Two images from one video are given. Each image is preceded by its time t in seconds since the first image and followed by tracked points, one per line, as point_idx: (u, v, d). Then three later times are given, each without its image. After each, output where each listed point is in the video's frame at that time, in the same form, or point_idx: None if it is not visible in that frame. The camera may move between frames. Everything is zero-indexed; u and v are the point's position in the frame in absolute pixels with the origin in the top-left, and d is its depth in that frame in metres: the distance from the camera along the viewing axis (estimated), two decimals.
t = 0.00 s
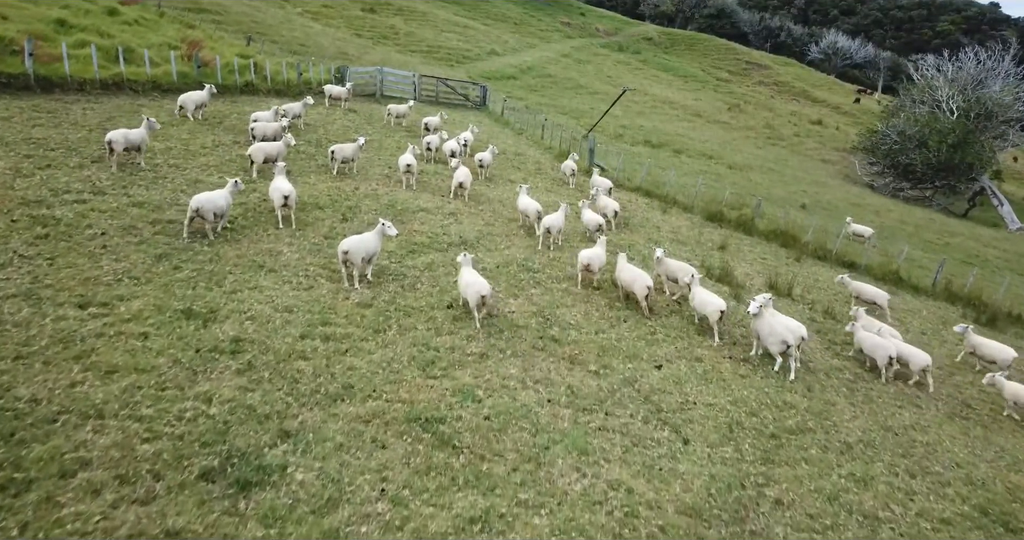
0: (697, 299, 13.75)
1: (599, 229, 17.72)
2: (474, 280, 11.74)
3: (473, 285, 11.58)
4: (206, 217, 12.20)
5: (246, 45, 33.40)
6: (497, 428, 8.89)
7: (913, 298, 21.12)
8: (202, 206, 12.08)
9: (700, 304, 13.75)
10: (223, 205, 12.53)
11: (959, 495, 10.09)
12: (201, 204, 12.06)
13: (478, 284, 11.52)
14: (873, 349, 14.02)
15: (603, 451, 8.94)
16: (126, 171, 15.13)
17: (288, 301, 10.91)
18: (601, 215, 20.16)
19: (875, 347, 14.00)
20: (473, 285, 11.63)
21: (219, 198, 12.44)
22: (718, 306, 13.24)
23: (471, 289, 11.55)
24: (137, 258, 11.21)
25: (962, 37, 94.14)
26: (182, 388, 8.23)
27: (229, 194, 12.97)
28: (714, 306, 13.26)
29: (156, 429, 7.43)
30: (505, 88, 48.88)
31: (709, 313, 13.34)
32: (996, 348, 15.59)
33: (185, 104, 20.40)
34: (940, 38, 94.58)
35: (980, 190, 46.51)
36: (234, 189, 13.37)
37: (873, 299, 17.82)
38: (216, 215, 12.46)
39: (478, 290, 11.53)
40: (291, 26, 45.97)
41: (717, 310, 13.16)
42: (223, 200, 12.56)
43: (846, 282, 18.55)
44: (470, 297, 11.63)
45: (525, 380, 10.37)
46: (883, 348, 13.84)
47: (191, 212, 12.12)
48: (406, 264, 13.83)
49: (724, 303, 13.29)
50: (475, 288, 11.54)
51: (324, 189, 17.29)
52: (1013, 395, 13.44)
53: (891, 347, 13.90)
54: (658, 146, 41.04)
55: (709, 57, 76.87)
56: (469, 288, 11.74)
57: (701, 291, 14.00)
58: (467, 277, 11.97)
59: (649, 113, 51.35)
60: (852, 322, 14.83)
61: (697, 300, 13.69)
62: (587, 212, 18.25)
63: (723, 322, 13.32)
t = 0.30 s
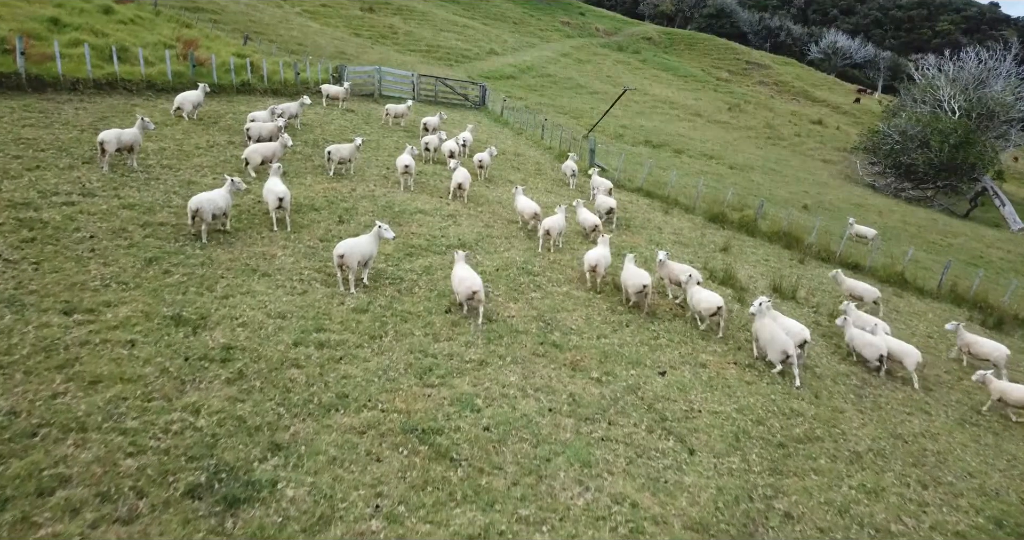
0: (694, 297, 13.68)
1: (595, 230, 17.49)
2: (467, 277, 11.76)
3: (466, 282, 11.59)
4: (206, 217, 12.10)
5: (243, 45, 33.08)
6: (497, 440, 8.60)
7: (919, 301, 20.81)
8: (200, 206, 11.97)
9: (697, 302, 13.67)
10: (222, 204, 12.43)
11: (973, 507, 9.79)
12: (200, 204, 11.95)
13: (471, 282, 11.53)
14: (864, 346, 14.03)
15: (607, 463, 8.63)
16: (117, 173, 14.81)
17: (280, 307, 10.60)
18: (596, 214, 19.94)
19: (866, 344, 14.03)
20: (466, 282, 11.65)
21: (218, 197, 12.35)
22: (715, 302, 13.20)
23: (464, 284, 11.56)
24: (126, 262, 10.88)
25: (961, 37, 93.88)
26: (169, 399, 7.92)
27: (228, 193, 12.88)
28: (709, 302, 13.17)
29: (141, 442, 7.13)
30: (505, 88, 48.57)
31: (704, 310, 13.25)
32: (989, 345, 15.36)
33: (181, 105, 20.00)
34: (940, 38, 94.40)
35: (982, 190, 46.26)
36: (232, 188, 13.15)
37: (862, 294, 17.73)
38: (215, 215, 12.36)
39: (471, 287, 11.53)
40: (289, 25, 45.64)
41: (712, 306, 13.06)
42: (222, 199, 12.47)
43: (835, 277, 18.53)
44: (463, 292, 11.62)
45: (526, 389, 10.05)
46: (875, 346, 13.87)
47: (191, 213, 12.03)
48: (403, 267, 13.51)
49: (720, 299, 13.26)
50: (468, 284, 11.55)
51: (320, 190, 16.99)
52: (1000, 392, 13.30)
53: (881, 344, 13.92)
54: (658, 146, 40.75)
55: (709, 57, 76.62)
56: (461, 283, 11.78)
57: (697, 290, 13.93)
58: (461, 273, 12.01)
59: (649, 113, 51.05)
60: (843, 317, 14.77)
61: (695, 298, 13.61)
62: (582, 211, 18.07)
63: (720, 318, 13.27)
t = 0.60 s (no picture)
0: (690, 297, 13.65)
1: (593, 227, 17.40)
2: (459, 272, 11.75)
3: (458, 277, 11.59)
4: (201, 219, 11.83)
5: (241, 44, 32.78)
6: (496, 451, 8.30)
7: (924, 303, 20.52)
8: (190, 209, 11.69)
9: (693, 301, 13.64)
10: (217, 205, 12.11)
11: (987, 519, 9.50)
12: (191, 206, 11.66)
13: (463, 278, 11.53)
14: (853, 339, 14.27)
15: (610, 475, 8.34)
16: (108, 174, 14.49)
17: (274, 312, 10.30)
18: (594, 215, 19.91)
19: (855, 338, 14.25)
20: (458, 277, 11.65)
21: (213, 199, 12.04)
22: (712, 303, 13.14)
23: (456, 280, 11.54)
24: (115, 266, 10.58)
25: (961, 38, 93.71)
26: (156, 410, 7.62)
27: (223, 194, 12.62)
28: (706, 303, 13.14)
29: (125, 457, 6.82)
30: (504, 87, 48.28)
31: (701, 309, 13.23)
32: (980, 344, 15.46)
33: (176, 105, 19.70)
34: (940, 38, 94.19)
35: (984, 190, 46.01)
36: (230, 189, 12.88)
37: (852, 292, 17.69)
38: (209, 216, 12.08)
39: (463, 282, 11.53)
40: (287, 24, 45.33)
41: (709, 306, 13.06)
42: (217, 200, 12.16)
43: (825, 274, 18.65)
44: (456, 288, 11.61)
45: (527, 396, 9.76)
46: (863, 338, 14.08)
47: (185, 215, 11.76)
48: (401, 270, 13.22)
49: (717, 300, 13.19)
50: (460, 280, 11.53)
51: (317, 191, 16.70)
52: (991, 390, 13.25)
53: (871, 338, 14.11)
54: (659, 146, 40.46)
55: (710, 56, 76.37)
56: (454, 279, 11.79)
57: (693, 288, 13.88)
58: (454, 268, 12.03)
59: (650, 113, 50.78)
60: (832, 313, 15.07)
61: (690, 298, 13.57)
62: (577, 209, 18.03)
63: (718, 318, 13.21)
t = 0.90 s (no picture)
0: (688, 297, 13.40)
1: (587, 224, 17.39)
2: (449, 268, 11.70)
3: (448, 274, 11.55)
4: (193, 222, 11.53)
5: (238, 43, 32.51)
6: (496, 464, 8.00)
7: (929, 306, 20.21)
8: (183, 212, 11.39)
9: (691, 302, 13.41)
10: (210, 208, 11.82)
11: (1003, 532, 9.21)
12: (184, 209, 11.37)
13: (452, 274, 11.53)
14: (842, 333, 14.19)
15: (614, 489, 8.05)
16: (100, 175, 14.19)
17: (267, 318, 10.00)
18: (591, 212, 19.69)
19: (845, 333, 14.15)
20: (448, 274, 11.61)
21: (207, 202, 11.75)
22: (712, 303, 12.94)
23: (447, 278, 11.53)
24: (104, 271, 10.28)
25: (961, 37, 93.52)
26: (142, 422, 7.32)
27: (217, 195, 12.31)
28: (706, 303, 12.95)
29: (108, 473, 6.52)
30: (504, 87, 47.98)
31: (700, 310, 13.04)
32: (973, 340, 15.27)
33: (171, 105, 19.38)
34: (940, 38, 93.93)
35: (986, 190, 45.72)
36: (223, 191, 12.59)
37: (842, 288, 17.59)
38: (202, 219, 11.78)
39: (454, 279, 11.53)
40: (285, 24, 45.04)
41: (709, 307, 12.88)
42: (211, 202, 11.87)
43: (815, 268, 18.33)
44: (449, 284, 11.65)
45: (528, 405, 9.46)
46: (853, 334, 14.02)
47: (177, 217, 11.47)
48: (398, 273, 12.91)
49: (716, 301, 12.97)
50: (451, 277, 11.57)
51: (313, 193, 16.39)
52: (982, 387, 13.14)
53: (861, 334, 14.08)
54: (660, 146, 40.17)
55: (710, 56, 76.12)
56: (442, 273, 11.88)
57: (691, 289, 13.60)
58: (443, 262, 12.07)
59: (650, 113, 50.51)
60: (821, 306, 14.89)
61: (688, 299, 13.33)
62: (572, 206, 17.94)
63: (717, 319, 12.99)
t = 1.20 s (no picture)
0: (686, 299, 13.31)
1: (579, 222, 17.59)
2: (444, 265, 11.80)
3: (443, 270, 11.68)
4: (188, 223, 11.25)
5: (236, 42, 32.24)
6: (497, 478, 7.70)
7: (936, 310, 19.91)
8: (177, 213, 11.10)
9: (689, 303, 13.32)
10: (204, 208, 11.52)
11: None
12: (178, 210, 11.08)
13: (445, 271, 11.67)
14: (829, 327, 14.30)
15: (619, 504, 7.75)
16: (92, 177, 13.89)
17: (260, 325, 9.70)
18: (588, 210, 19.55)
19: (831, 326, 14.27)
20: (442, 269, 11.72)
21: (199, 202, 11.44)
22: (710, 305, 12.94)
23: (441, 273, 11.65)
24: (93, 276, 9.98)
25: (961, 38, 93.16)
26: (128, 436, 7.02)
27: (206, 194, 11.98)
28: (705, 306, 12.90)
29: (90, 491, 6.22)
30: (504, 87, 47.68)
31: (699, 312, 12.99)
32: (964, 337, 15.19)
33: (166, 105, 19.14)
34: (940, 38, 93.66)
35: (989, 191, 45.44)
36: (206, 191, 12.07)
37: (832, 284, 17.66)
38: (197, 220, 11.51)
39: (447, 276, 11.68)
40: (284, 23, 44.75)
41: (708, 309, 12.84)
42: (202, 203, 11.55)
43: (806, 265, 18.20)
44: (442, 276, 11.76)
45: (529, 416, 9.15)
46: (840, 327, 14.14)
47: (172, 219, 11.19)
48: (396, 277, 12.61)
49: (714, 302, 12.98)
50: (443, 265, 11.77)
51: (310, 194, 16.09)
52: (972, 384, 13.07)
53: (848, 328, 14.19)
54: (661, 147, 39.87)
55: (710, 55, 75.87)
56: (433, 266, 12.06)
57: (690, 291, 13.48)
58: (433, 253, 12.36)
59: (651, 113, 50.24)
60: (805, 300, 15.00)
61: (688, 300, 13.24)
62: (567, 203, 18.02)
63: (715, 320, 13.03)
